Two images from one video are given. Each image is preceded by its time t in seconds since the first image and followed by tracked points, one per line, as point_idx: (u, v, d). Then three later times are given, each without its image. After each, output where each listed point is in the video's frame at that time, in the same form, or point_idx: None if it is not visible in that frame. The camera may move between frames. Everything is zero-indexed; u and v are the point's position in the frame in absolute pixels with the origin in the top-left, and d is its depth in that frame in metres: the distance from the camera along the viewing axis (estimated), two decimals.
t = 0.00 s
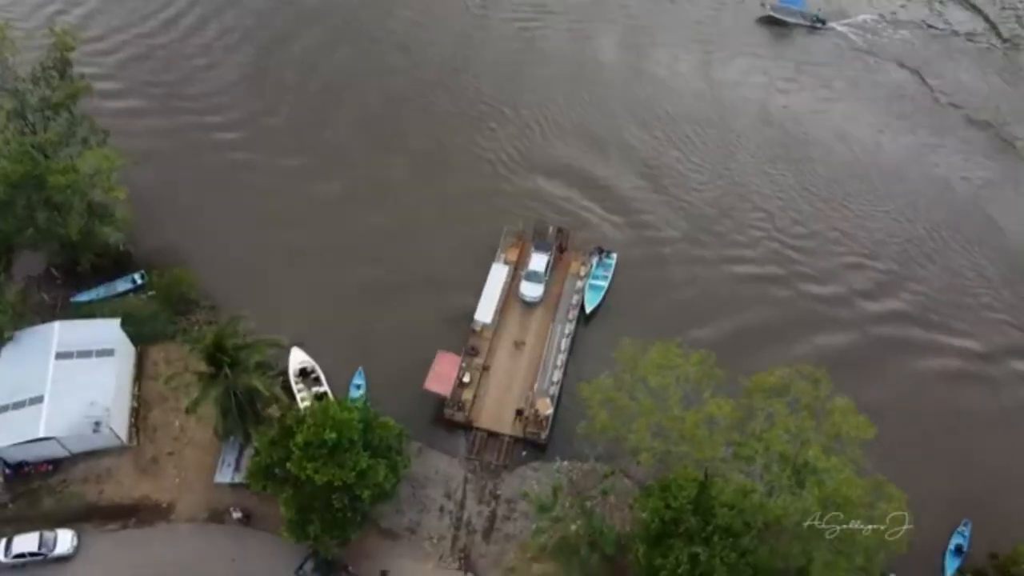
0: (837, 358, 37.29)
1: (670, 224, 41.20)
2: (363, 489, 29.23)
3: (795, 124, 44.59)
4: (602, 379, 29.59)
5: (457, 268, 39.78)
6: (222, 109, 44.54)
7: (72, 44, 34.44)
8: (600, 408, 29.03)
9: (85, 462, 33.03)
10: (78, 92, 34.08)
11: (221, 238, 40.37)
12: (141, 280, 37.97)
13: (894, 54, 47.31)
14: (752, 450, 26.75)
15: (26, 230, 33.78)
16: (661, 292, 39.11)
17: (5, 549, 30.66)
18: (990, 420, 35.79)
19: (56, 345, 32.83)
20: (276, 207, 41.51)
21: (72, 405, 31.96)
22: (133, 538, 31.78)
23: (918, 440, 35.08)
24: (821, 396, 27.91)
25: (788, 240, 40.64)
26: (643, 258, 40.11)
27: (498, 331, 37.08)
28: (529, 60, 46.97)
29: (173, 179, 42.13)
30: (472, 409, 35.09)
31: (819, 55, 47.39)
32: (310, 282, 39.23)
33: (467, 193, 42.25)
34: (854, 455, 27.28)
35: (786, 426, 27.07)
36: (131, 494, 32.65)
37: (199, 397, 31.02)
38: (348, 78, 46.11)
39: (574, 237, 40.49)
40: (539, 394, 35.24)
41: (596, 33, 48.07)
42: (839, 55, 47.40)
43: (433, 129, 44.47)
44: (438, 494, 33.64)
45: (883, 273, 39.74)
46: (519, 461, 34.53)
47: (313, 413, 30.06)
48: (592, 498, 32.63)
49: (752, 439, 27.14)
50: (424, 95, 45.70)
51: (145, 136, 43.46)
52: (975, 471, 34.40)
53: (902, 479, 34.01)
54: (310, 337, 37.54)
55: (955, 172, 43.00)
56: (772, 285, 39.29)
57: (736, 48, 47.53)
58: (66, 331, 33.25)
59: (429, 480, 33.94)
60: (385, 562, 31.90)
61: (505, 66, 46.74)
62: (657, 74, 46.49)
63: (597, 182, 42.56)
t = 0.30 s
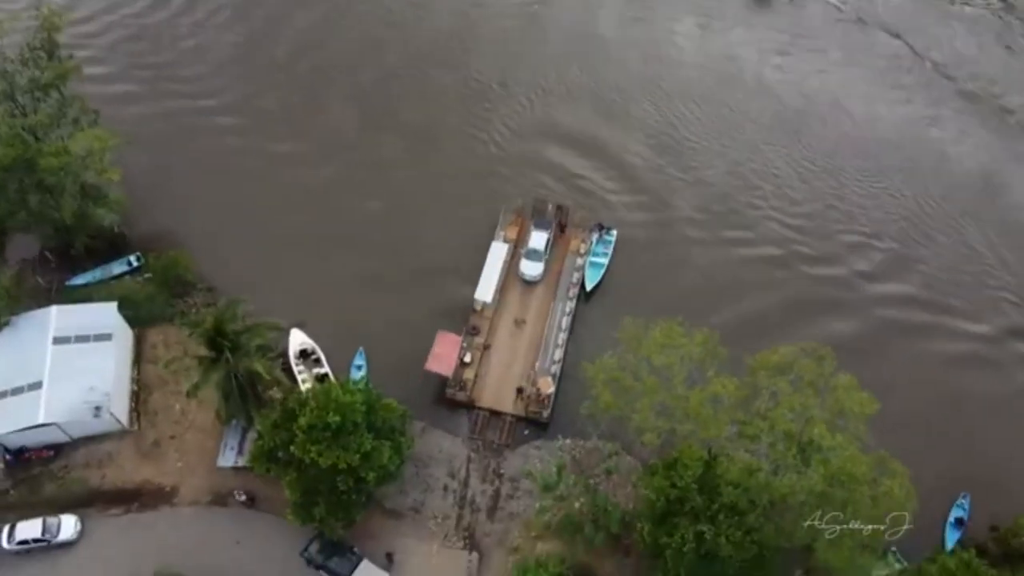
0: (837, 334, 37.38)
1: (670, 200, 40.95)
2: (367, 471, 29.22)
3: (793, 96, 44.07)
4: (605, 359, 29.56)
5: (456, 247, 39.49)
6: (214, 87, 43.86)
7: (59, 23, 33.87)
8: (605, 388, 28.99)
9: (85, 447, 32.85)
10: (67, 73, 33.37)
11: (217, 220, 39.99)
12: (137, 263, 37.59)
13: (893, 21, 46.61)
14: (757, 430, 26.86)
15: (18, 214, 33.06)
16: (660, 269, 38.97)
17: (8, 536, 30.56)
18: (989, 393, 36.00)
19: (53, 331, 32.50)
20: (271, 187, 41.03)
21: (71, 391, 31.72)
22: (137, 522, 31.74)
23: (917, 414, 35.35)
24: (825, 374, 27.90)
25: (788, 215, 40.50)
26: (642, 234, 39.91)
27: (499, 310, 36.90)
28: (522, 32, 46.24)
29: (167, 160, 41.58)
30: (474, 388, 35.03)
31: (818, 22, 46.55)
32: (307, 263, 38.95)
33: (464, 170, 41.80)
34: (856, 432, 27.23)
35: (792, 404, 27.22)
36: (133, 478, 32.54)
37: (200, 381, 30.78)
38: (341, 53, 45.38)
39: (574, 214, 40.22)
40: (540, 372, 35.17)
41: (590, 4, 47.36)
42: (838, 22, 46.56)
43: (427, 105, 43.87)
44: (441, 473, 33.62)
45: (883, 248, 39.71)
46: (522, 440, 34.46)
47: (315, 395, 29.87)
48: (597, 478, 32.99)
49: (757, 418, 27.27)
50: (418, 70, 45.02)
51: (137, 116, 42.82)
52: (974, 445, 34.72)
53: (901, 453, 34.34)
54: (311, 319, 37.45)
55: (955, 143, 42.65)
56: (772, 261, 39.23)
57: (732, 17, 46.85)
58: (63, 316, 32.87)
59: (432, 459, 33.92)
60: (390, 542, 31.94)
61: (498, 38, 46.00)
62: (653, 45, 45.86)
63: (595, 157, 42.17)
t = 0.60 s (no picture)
0: (836, 302, 37.48)
1: (668, 168, 40.50)
2: (372, 448, 29.27)
3: (790, 61, 43.45)
4: (607, 332, 29.58)
5: (453, 220, 39.13)
6: (202, 58, 42.87)
7: None
8: (607, 361, 29.06)
9: (86, 428, 32.67)
10: (53, 48, 32.46)
11: (210, 196, 39.43)
12: (131, 240, 37.08)
13: None
14: (761, 401, 26.98)
15: (9, 193, 32.84)
16: (660, 238, 38.71)
17: (12, 519, 30.52)
18: (988, 359, 36.23)
19: (48, 312, 32.12)
20: (264, 161, 40.42)
21: (69, 372, 31.46)
22: (140, 502, 31.72)
23: (917, 380, 35.57)
24: (829, 344, 27.82)
25: (787, 182, 40.15)
26: (641, 203, 39.53)
27: (498, 283, 36.72)
28: None
29: (157, 135, 40.86)
30: (474, 362, 35.00)
31: None
32: (303, 238, 38.54)
33: (460, 141, 41.23)
34: (859, 401, 27.37)
35: (795, 375, 27.34)
36: (135, 458, 32.43)
37: (200, 360, 30.59)
38: (330, 20, 44.24)
39: (572, 184, 39.90)
40: (541, 345, 35.10)
41: None
42: None
43: (420, 73, 43.05)
44: (444, 447, 33.56)
45: (882, 214, 39.52)
46: (524, 413, 34.44)
47: (317, 373, 29.83)
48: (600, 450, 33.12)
49: (760, 390, 27.34)
50: (409, 37, 43.98)
51: (125, 90, 41.96)
52: (973, 410, 35.06)
53: (901, 419, 34.63)
54: (308, 296, 37.18)
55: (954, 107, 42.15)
56: (772, 229, 39.02)
57: None
58: (58, 297, 32.47)
59: (434, 433, 33.82)
60: (395, 516, 32.01)
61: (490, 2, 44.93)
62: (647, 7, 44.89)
63: (591, 126, 41.64)
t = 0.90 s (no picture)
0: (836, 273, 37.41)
1: (666, 140, 40.14)
2: (375, 427, 29.21)
3: (787, 28, 42.85)
4: (608, 309, 29.50)
5: (450, 196, 38.82)
6: (190, 34, 42.06)
7: None
8: (608, 338, 29.07)
9: (86, 411, 32.55)
10: (40, 28, 31.49)
11: (204, 175, 38.96)
12: (124, 221, 36.81)
13: None
14: (763, 375, 26.93)
15: None
16: (658, 212, 38.51)
17: (15, 504, 30.47)
18: (986, 328, 36.39)
19: (44, 296, 31.88)
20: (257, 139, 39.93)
21: (67, 356, 31.26)
22: (143, 484, 31.71)
23: (916, 351, 35.68)
24: (830, 317, 27.82)
25: (785, 153, 39.90)
26: (638, 176, 39.24)
27: (496, 260, 36.52)
28: None
29: (148, 113, 40.24)
30: (474, 339, 34.90)
31: None
32: (299, 216, 38.19)
33: (455, 115, 40.75)
34: (860, 374, 27.43)
35: (797, 349, 27.27)
36: (136, 441, 32.37)
37: (198, 342, 30.40)
38: None
39: (570, 157, 39.48)
40: (540, 321, 34.99)
41: None
42: None
43: (412, 46, 42.37)
44: (445, 424, 33.54)
45: (880, 185, 39.37)
46: (525, 389, 34.45)
47: (317, 354, 29.79)
48: (601, 426, 32.97)
49: (763, 364, 27.28)
50: (400, 9, 43.24)
51: (113, 68, 41.21)
52: (971, 379, 35.23)
53: (900, 390, 34.78)
54: (305, 275, 36.94)
55: (953, 75, 41.79)
56: (771, 201, 38.82)
57: None
58: (53, 280, 32.25)
59: (436, 411, 33.78)
60: (399, 494, 31.95)
61: None
62: None
63: (587, 96, 41.04)
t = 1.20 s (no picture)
0: (833, 242, 37.38)
1: (661, 110, 39.72)
2: (376, 406, 29.22)
3: None
4: (608, 283, 29.35)
5: (444, 170, 38.38)
6: (175, 8, 41.21)
7: None
8: (608, 312, 28.98)
9: (84, 395, 32.42)
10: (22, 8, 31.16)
11: (194, 153, 38.42)
12: (114, 203, 36.30)
13: None
14: (764, 347, 27.03)
15: None
16: (655, 184, 38.27)
17: (16, 490, 30.47)
18: (982, 295, 36.53)
19: (37, 281, 31.64)
20: (247, 116, 39.32)
21: (63, 341, 31.04)
22: (144, 467, 31.67)
23: (913, 320, 35.83)
24: (829, 288, 27.76)
25: (781, 121, 39.57)
26: (634, 147, 38.91)
27: (493, 235, 36.28)
28: None
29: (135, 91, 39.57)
30: (473, 316, 34.80)
31: None
32: (292, 195, 37.79)
33: (447, 88, 40.15)
34: (860, 344, 27.54)
35: (798, 320, 27.27)
36: (136, 424, 32.27)
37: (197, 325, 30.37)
38: None
39: (565, 130, 39.15)
40: (538, 296, 34.93)
41: None
42: None
43: (401, 16, 41.52)
44: (446, 401, 33.54)
45: (877, 152, 39.17)
46: (524, 363, 34.40)
47: (317, 334, 29.73)
48: (602, 400, 32.95)
49: (763, 336, 27.34)
50: None
51: (98, 45, 40.43)
52: (968, 348, 35.41)
53: (897, 360, 34.99)
54: (301, 254, 36.67)
55: (950, 38, 41.21)
56: (768, 170, 38.63)
57: None
58: (46, 265, 31.98)
59: (436, 388, 33.77)
60: (401, 472, 31.99)
61: None
62: None
63: (580, 65, 40.44)
